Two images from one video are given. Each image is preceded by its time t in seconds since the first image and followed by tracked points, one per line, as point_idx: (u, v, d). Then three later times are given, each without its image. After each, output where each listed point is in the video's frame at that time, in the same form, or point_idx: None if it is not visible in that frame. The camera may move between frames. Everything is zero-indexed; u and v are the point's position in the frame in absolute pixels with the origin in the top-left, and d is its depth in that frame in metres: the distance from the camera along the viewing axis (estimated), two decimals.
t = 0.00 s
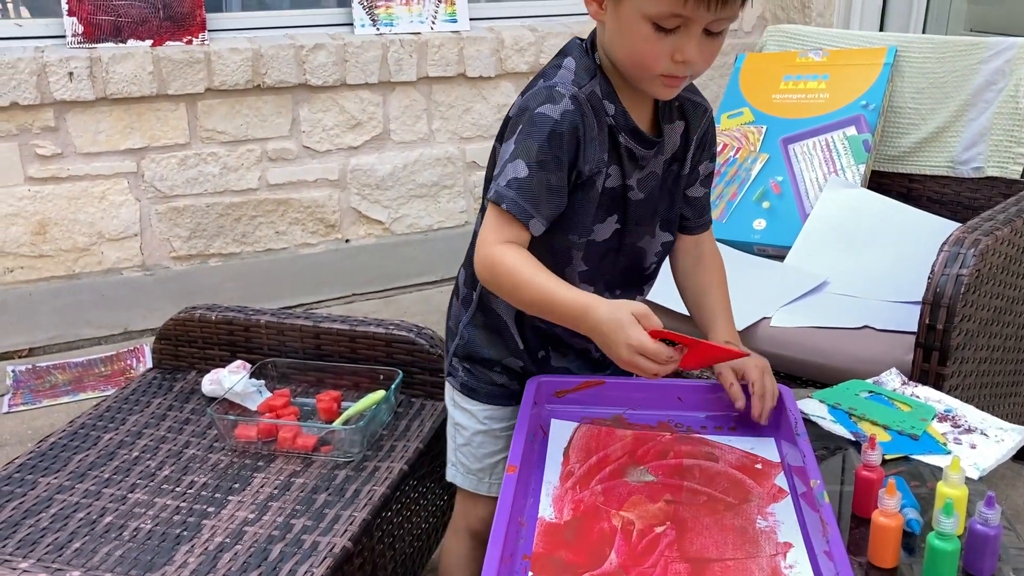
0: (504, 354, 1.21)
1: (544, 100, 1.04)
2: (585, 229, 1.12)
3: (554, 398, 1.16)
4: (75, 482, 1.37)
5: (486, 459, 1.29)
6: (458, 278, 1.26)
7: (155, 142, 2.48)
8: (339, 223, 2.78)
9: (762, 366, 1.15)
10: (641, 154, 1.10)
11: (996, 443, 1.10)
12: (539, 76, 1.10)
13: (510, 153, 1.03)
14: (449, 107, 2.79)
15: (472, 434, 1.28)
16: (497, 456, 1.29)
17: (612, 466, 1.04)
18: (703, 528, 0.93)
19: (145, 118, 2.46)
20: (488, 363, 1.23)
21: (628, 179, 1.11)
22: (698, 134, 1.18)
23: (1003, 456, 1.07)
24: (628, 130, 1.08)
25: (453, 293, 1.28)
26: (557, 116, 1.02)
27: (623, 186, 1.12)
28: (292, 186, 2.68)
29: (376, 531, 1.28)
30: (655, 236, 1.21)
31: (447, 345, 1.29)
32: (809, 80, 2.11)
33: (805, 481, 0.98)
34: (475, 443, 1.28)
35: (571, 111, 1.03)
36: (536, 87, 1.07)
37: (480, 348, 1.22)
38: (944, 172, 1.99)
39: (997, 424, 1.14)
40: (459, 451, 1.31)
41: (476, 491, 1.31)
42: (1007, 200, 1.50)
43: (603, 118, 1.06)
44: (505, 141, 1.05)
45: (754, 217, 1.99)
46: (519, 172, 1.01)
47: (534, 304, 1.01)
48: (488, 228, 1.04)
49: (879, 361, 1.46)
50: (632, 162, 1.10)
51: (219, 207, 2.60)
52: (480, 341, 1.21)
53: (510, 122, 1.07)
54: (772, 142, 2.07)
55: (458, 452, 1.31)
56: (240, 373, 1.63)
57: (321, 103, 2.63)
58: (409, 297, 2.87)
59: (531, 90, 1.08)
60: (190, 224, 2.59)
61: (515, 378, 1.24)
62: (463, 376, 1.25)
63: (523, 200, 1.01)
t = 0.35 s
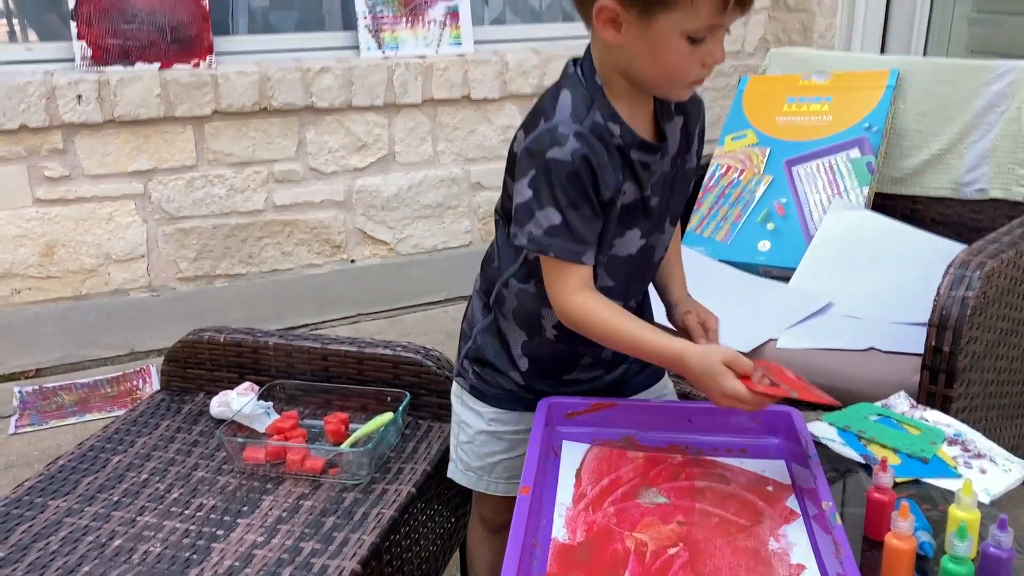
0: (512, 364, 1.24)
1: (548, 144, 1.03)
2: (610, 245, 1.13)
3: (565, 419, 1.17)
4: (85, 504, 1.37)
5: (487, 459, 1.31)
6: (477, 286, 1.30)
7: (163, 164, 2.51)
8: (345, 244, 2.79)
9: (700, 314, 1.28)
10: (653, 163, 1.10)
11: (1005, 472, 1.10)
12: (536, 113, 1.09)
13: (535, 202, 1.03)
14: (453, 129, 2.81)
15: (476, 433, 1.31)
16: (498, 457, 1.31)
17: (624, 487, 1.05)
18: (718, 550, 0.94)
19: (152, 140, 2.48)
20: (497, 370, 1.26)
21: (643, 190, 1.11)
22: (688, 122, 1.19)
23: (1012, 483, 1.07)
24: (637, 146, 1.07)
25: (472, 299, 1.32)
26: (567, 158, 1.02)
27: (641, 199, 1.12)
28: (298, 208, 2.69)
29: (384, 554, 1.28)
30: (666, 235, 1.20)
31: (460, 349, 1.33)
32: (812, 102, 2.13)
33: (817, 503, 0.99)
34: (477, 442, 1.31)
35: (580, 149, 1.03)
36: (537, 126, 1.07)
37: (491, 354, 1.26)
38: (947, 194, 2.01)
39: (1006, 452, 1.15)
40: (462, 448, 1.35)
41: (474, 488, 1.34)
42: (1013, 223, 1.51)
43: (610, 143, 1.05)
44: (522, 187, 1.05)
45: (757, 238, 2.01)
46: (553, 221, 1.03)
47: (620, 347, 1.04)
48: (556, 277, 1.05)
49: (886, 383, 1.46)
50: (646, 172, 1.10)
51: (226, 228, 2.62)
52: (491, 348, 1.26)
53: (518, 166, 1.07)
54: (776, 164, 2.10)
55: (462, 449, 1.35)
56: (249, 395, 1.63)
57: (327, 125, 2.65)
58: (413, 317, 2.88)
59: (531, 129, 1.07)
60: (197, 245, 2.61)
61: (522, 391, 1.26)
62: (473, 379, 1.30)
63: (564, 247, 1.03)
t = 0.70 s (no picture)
0: (588, 386, 1.31)
1: (671, 173, 1.08)
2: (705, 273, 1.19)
3: (563, 446, 1.17)
4: (80, 532, 1.36)
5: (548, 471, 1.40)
6: (549, 304, 1.36)
7: (158, 185, 2.50)
8: (340, 263, 2.78)
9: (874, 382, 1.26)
10: (750, 195, 1.16)
11: (1006, 493, 1.09)
12: (647, 140, 1.13)
13: (654, 231, 1.08)
14: (449, 148, 2.81)
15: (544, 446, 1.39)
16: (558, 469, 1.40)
17: (622, 516, 1.04)
18: None
19: (148, 160, 2.47)
20: (569, 388, 1.32)
21: (739, 223, 1.17)
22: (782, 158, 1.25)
23: (1012, 505, 1.07)
24: (740, 180, 1.13)
25: (544, 315, 1.36)
26: (691, 186, 1.07)
27: (734, 230, 1.18)
28: (294, 227, 2.69)
29: None
30: (747, 262, 1.28)
31: (527, 362, 1.39)
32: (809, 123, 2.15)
33: (817, 531, 0.99)
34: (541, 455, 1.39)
35: (701, 180, 1.08)
36: (653, 154, 1.10)
37: (565, 372, 1.31)
38: (943, 214, 2.03)
39: (1006, 472, 1.14)
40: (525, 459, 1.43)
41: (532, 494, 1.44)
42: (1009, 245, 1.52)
43: (722, 177, 1.11)
44: (638, 215, 1.10)
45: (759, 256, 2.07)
46: (677, 248, 1.07)
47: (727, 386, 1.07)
48: (669, 303, 1.09)
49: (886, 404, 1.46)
50: (744, 206, 1.16)
51: (221, 248, 2.61)
52: (565, 366, 1.31)
53: (632, 192, 1.11)
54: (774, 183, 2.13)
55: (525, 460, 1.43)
56: (246, 420, 1.62)
57: (322, 145, 2.65)
58: (409, 336, 2.87)
59: (644, 158, 1.11)
60: (192, 265, 2.60)
61: (592, 409, 1.32)
62: (542, 395, 1.35)
63: (687, 274, 1.07)
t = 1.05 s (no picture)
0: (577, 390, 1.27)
1: (697, 174, 1.05)
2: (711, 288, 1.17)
3: (541, 442, 1.15)
4: (51, 535, 1.33)
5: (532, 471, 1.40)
6: (545, 306, 1.33)
7: (136, 186, 2.47)
8: (321, 264, 2.76)
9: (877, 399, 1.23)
10: (764, 210, 1.14)
11: (984, 486, 1.08)
12: (669, 142, 1.10)
13: (676, 235, 1.04)
14: (430, 148, 2.80)
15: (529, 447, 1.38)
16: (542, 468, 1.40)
17: (600, 511, 1.03)
18: None
19: (125, 161, 2.45)
20: (559, 392, 1.29)
21: (749, 237, 1.15)
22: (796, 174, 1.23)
23: (991, 498, 1.06)
24: (756, 194, 1.11)
25: (535, 318, 1.35)
26: (716, 189, 1.04)
27: (743, 245, 1.16)
28: (274, 228, 2.67)
29: None
30: (752, 279, 1.25)
31: (518, 365, 1.36)
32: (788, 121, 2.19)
33: (795, 525, 0.98)
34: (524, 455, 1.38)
35: (725, 186, 1.04)
36: (678, 157, 1.07)
37: (557, 375, 1.29)
38: (922, 210, 2.06)
39: (983, 467, 1.13)
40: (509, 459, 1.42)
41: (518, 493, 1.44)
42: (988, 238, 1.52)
43: (742, 187, 1.08)
44: (659, 217, 1.06)
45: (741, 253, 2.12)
46: (700, 252, 1.03)
47: (745, 403, 1.04)
48: (691, 310, 1.05)
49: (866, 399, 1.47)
50: (755, 222, 1.14)
51: (200, 249, 2.58)
52: (558, 369, 1.29)
53: (653, 193, 1.08)
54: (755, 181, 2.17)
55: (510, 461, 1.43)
56: (221, 420, 1.60)
57: (302, 145, 2.63)
58: (391, 338, 2.86)
59: (666, 158, 1.08)
60: (171, 266, 2.57)
61: (581, 415, 1.29)
62: (531, 399, 1.32)
63: (707, 280, 1.04)
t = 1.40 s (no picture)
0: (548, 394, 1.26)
1: (661, 176, 1.04)
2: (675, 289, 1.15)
3: (516, 445, 1.14)
4: (20, 544, 1.31)
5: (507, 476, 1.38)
6: (517, 308, 1.32)
7: (113, 189, 2.44)
8: (301, 268, 2.74)
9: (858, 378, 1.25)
10: (734, 212, 1.13)
11: (961, 483, 1.08)
12: (637, 142, 1.09)
13: (637, 236, 1.03)
14: (411, 149, 2.78)
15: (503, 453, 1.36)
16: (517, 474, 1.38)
17: (574, 515, 1.02)
18: None
19: (102, 164, 2.42)
20: (531, 397, 1.28)
21: (719, 238, 1.14)
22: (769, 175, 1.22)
23: (967, 495, 1.05)
24: (725, 194, 1.10)
25: (508, 321, 1.33)
26: (681, 192, 1.03)
27: (713, 247, 1.15)
28: (253, 231, 2.64)
29: None
30: (726, 281, 1.25)
31: (491, 368, 1.35)
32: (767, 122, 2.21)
33: (771, 527, 0.98)
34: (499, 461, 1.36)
35: (691, 188, 1.04)
36: (644, 157, 1.06)
37: (528, 380, 1.27)
38: (902, 208, 2.06)
39: (961, 463, 1.12)
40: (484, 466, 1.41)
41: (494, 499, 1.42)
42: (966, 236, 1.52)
43: (710, 189, 1.07)
44: (622, 218, 1.05)
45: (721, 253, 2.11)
46: (661, 255, 1.02)
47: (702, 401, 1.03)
48: (645, 311, 1.04)
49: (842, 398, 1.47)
50: (724, 222, 1.13)
51: (178, 253, 2.56)
52: (529, 373, 1.27)
53: (617, 194, 1.07)
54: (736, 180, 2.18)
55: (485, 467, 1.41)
56: (196, 425, 1.58)
57: (281, 147, 2.61)
58: (373, 341, 2.83)
59: (634, 159, 1.08)
60: (149, 271, 2.54)
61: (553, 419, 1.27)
62: (503, 403, 1.31)
63: (668, 283, 1.03)
